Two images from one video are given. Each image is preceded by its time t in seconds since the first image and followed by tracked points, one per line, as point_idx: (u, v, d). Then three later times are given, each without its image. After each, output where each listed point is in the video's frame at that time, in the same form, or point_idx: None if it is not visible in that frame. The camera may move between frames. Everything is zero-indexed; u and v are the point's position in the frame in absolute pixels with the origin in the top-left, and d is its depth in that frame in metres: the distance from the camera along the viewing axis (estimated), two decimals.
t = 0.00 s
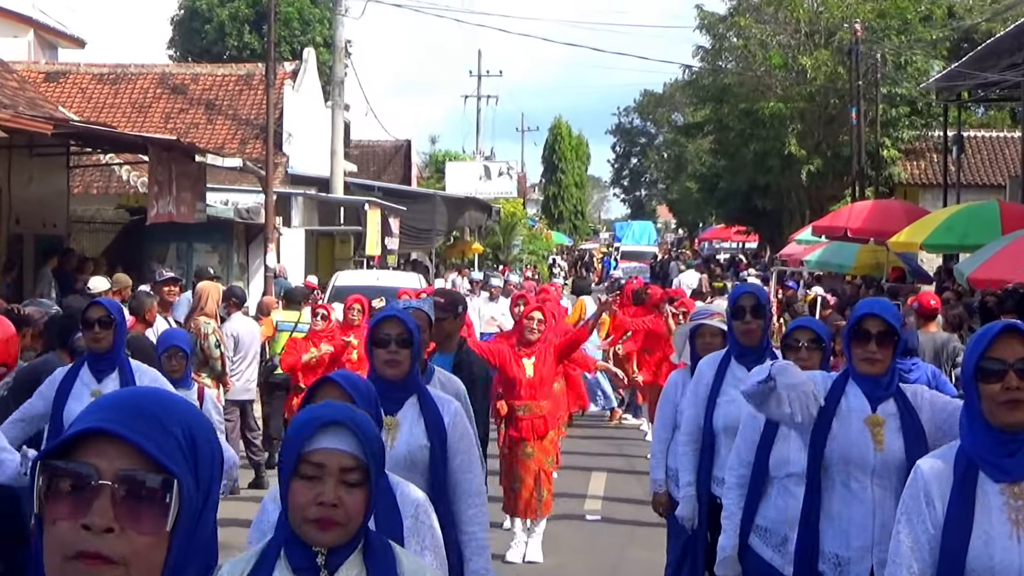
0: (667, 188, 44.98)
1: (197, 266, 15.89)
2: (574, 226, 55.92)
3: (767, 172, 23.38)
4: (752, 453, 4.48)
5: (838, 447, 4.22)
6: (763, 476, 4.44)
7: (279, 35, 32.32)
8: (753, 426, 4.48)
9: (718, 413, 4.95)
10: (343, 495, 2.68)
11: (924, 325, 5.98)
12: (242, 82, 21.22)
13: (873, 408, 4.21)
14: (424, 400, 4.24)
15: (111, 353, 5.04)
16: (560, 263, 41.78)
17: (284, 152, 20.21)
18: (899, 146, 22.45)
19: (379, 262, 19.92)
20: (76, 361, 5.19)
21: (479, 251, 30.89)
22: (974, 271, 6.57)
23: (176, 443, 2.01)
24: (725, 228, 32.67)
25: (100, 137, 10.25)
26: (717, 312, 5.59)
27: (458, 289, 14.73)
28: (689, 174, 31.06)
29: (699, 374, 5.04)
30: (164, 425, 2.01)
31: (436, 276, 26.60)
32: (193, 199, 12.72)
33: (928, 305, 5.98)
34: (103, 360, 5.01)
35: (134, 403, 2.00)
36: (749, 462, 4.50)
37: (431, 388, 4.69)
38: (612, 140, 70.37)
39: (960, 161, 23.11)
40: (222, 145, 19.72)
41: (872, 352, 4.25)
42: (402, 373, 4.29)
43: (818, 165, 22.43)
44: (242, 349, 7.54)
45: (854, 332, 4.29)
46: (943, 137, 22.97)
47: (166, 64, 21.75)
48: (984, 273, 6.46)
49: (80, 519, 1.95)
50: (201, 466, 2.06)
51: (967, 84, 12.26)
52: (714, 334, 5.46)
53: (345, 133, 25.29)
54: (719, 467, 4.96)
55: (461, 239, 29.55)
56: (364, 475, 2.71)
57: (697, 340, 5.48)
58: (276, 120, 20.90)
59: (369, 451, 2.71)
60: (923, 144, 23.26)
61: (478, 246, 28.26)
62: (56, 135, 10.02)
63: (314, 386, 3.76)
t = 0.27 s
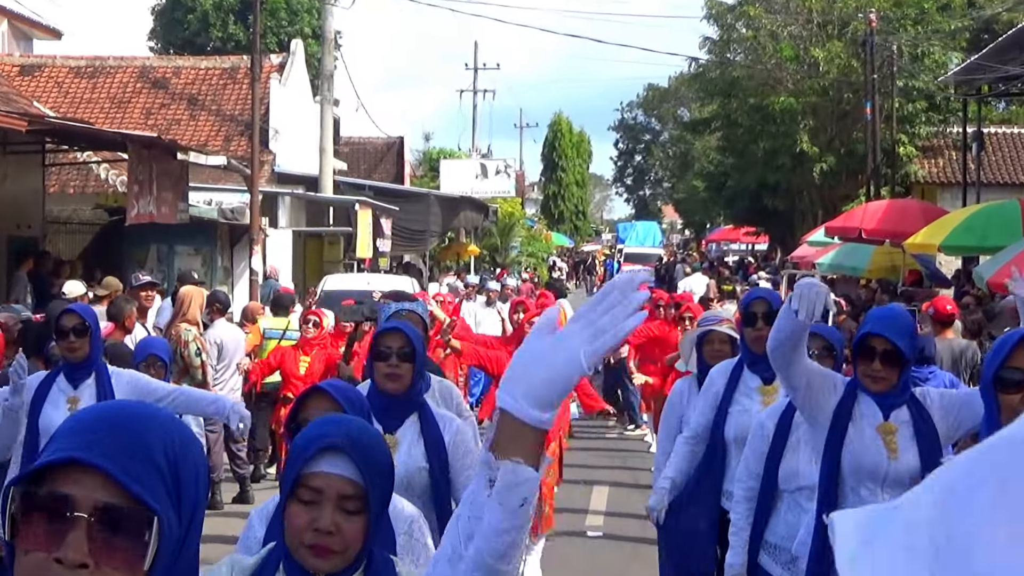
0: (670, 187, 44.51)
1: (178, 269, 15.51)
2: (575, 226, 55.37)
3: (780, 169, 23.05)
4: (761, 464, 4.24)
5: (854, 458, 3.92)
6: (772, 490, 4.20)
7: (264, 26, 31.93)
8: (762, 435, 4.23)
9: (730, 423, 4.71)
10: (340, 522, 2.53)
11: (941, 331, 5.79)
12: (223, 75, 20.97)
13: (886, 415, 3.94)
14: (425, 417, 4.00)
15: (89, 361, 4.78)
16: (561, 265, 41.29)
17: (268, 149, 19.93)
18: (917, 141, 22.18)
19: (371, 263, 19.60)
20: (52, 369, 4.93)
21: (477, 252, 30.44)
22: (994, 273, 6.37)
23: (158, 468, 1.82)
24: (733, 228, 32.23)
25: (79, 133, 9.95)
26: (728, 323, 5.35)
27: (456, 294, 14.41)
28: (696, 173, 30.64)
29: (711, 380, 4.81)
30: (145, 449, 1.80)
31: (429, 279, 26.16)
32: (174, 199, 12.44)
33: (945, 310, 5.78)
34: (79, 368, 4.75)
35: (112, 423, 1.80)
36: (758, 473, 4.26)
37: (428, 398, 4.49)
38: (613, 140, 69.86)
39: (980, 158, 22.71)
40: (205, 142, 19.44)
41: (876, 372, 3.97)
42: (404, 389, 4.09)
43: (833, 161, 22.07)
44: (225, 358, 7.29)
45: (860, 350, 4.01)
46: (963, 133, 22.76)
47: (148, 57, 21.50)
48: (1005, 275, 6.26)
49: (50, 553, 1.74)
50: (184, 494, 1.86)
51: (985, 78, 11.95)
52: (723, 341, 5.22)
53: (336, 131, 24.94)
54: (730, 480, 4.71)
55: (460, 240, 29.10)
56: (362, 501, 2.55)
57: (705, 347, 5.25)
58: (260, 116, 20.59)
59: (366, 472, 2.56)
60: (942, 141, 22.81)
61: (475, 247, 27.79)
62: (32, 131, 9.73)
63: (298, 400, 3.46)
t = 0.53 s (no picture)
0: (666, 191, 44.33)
1: (166, 277, 15.41)
2: (571, 231, 55.16)
3: (779, 173, 22.92)
4: (758, 477, 4.16)
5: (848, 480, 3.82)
6: (771, 503, 4.11)
7: (255, 28, 31.73)
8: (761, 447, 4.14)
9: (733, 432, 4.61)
10: (326, 548, 2.44)
11: (942, 339, 5.71)
12: (212, 78, 20.85)
13: (883, 436, 3.84)
14: (423, 427, 3.88)
15: (72, 385, 4.67)
16: (557, 271, 41.13)
17: (257, 153, 19.81)
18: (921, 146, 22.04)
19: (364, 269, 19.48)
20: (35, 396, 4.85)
21: (472, 258, 30.25)
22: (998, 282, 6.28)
23: (150, 516, 1.79)
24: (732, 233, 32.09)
25: (66, 140, 9.85)
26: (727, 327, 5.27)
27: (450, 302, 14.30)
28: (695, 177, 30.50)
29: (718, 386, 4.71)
30: (138, 499, 1.78)
31: (423, 285, 26.00)
32: (161, 205, 12.35)
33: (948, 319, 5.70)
34: (61, 393, 4.64)
35: (105, 469, 1.79)
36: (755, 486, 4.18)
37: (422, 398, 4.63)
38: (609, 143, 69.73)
39: (986, 162, 22.64)
40: (193, 146, 19.30)
41: (865, 400, 3.84)
42: (399, 399, 3.92)
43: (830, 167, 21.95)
44: (215, 367, 7.33)
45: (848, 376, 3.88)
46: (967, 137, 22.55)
47: (134, 60, 21.34)
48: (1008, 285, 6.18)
49: None
50: (179, 540, 1.83)
51: (983, 83, 11.87)
52: (721, 350, 5.10)
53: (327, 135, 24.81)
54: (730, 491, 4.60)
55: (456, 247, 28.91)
56: (350, 529, 2.44)
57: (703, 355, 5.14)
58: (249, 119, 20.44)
59: (352, 496, 2.44)
60: (946, 145, 22.62)
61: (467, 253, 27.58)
62: (15, 136, 9.62)
63: (292, 410, 3.27)
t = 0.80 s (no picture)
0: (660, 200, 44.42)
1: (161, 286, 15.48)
2: (564, 240, 55.20)
3: (771, 182, 22.91)
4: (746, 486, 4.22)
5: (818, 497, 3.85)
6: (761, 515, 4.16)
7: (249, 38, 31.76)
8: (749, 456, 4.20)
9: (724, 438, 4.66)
10: (289, 547, 2.30)
11: (935, 347, 5.76)
12: (207, 88, 20.91)
13: (857, 456, 3.81)
14: (412, 431, 3.92)
15: (67, 383, 4.71)
16: (549, 280, 41.14)
17: (253, 163, 19.86)
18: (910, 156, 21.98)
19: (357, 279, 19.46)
20: (31, 395, 4.89)
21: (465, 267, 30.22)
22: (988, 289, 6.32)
23: (125, 530, 1.75)
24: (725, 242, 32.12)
25: (63, 149, 9.90)
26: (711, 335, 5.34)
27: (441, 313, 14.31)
28: (687, 186, 30.54)
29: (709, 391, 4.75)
30: (109, 514, 1.74)
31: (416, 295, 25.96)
32: (156, 214, 12.38)
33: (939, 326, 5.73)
34: (57, 390, 4.69)
35: (79, 483, 1.76)
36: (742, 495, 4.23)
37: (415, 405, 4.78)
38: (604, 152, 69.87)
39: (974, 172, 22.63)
40: (188, 155, 19.34)
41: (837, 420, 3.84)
42: (387, 408, 3.96)
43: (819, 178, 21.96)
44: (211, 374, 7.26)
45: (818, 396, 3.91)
46: (957, 147, 22.70)
47: (130, 69, 21.41)
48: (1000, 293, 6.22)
49: None
50: (157, 556, 1.80)
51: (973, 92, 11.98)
52: (708, 358, 5.12)
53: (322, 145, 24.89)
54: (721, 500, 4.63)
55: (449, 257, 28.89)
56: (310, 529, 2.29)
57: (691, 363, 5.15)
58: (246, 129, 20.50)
59: (307, 494, 2.29)
60: (936, 155, 22.71)
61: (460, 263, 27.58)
62: (12, 146, 9.67)
63: (286, 423, 3.29)
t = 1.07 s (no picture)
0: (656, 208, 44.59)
1: (167, 293, 15.59)
2: (560, 249, 55.34)
3: (759, 194, 22.86)
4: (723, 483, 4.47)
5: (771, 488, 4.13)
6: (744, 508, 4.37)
7: (250, 52, 31.90)
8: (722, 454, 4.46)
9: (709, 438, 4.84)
10: (232, 542, 2.38)
11: (920, 351, 5.99)
12: (211, 100, 21.06)
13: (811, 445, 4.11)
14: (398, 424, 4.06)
15: (75, 393, 4.85)
16: (544, 287, 41.27)
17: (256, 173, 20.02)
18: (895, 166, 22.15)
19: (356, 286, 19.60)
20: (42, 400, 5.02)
21: (462, 277, 30.28)
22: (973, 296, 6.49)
23: (79, 495, 2.00)
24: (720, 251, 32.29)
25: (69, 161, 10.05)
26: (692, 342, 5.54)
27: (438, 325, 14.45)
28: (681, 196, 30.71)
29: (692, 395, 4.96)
30: (58, 480, 1.99)
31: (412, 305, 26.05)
32: (162, 223, 12.53)
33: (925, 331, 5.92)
34: (66, 400, 4.83)
35: (39, 456, 2.01)
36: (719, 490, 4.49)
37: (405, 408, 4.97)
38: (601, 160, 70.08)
39: (956, 181, 22.90)
40: (193, 167, 19.49)
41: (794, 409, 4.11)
42: (376, 402, 4.10)
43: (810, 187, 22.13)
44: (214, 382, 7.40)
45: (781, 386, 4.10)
46: (940, 158, 23.00)
47: (136, 83, 21.58)
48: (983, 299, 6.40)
49: None
50: (109, 518, 2.04)
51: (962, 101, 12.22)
52: (688, 362, 5.30)
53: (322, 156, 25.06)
54: (710, 498, 4.81)
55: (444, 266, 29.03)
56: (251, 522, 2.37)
57: (673, 368, 5.33)
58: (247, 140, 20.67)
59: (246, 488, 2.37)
60: (920, 165, 23.01)
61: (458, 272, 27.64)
62: (21, 158, 9.82)
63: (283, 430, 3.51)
